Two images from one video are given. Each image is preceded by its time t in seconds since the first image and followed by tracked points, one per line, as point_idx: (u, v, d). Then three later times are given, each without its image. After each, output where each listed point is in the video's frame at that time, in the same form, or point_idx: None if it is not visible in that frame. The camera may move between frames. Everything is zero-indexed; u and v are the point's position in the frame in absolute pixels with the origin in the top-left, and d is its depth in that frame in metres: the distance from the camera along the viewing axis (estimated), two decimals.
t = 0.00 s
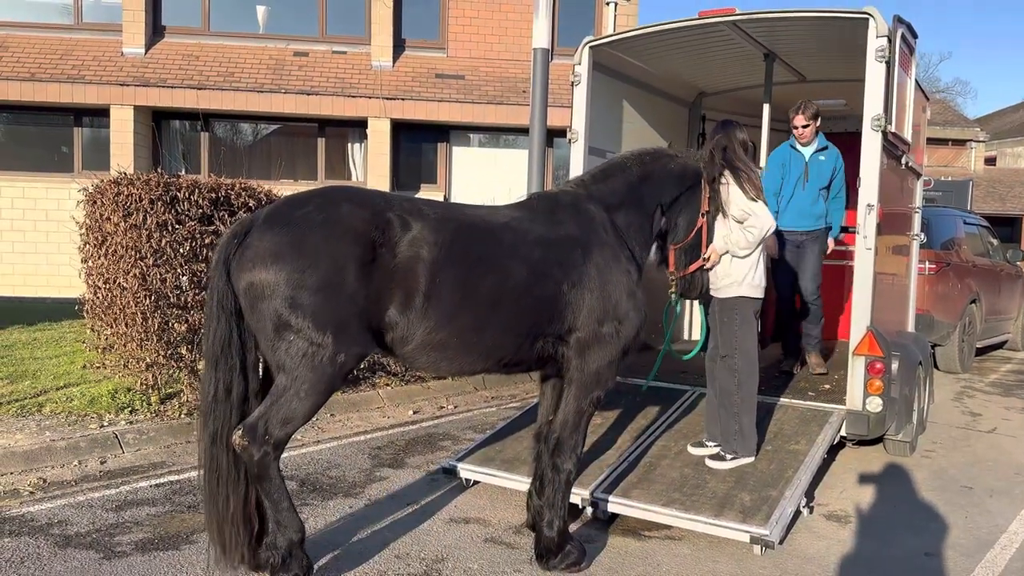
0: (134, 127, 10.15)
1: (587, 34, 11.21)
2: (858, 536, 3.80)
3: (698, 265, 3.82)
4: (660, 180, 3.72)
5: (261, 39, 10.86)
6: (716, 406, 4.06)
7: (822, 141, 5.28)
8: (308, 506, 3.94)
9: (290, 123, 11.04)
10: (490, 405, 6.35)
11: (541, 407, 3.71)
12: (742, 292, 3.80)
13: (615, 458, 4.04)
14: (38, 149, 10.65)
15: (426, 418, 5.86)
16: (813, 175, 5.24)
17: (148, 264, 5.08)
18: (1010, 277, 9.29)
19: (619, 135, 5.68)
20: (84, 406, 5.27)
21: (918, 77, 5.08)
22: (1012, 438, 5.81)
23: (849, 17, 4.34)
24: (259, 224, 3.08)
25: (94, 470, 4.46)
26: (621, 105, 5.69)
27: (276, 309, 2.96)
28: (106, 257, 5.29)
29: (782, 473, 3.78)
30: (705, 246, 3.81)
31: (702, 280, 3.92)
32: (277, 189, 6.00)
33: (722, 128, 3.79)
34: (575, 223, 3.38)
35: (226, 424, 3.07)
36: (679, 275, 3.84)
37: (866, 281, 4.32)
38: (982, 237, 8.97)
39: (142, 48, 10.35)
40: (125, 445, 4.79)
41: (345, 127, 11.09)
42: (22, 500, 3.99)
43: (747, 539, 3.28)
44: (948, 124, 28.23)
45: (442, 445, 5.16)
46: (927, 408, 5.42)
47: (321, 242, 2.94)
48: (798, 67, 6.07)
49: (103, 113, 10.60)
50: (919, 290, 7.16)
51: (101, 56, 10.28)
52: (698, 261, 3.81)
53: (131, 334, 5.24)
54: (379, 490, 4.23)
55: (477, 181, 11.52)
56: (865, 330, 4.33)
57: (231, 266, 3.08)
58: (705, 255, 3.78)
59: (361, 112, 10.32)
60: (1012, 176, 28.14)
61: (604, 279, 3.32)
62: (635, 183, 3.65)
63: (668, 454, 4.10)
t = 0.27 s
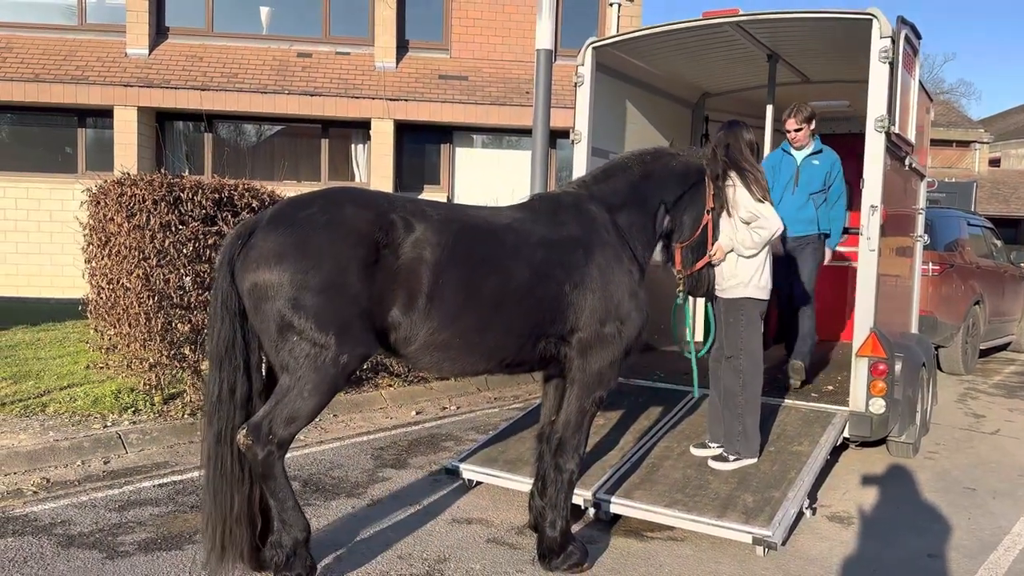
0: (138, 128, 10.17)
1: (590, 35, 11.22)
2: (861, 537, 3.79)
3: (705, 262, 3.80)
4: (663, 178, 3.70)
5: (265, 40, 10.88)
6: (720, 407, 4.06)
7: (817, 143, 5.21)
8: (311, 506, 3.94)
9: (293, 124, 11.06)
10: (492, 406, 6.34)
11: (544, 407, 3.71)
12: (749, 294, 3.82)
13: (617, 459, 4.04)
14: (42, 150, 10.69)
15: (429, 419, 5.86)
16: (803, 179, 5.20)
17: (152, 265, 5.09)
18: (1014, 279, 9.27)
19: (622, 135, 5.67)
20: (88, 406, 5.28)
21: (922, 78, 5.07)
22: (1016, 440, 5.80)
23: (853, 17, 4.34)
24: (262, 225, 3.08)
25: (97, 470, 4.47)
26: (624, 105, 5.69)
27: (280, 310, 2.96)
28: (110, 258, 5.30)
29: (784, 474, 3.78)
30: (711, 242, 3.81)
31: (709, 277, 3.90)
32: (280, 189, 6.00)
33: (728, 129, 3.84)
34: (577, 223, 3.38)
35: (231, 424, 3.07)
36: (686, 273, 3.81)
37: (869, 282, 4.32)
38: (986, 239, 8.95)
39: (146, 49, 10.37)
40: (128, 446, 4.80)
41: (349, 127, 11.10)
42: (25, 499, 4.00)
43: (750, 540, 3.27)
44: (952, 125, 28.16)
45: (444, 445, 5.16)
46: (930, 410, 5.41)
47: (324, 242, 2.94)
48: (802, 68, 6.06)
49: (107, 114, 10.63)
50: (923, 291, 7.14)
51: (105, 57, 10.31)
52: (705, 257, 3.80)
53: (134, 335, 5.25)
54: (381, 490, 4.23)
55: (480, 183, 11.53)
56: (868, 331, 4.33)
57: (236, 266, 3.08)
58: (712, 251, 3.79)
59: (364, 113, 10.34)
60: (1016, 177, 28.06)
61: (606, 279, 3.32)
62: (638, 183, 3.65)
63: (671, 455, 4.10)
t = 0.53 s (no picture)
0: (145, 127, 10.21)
1: (596, 34, 11.22)
2: (866, 537, 3.80)
3: (714, 259, 3.81)
4: (668, 177, 3.72)
5: (271, 40, 10.92)
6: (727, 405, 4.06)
7: (817, 133, 4.99)
8: (319, 504, 3.97)
9: (300, 124, 11.09)
10: (498, 405, 6.37)
11: (550, 405, 3.73)
12: (759, 294, 3.82)
13: (622, 458, 4.05)
14: (49, 149, 10.74)
15: (434, 417, 5.88)
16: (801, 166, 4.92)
17: (160, 264, 5.13)
18: (1020, 279, 9.24)
19: (628, 135, 5.69)
20: (96, 404, 5.32)
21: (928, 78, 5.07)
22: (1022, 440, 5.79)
23: (859, 17, 4.35)
24: (271, 224, 3.11)
25: (106, 467, 4.51)
26: (630, 105, 5.70)
27: (289, 308, 2.99)
28: (118, 256, 5.34)
29: (790, 473, 3.79)
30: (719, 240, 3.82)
31: (718, 274, 3.93)
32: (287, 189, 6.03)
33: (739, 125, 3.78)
34: (583, 223, 3.40)
35: (241, 420, 3.10)
36: (695, 271, 3.83)
37: (875, 282, 4.32)
38: (992, 239, 8.93)
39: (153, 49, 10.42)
40: (136, 443, 4.84)
41: (355, 127, 11.14)
42: (35, 496, 4.03)
43: (756, 539, 3.28)
44: (958, 124, 28.06)
45: (450, 444, 5.18)
46: (936, 410, 5.41)
47: (333, 241, 2.96)
48: (808, 68, 6.07)
49: (114, 114, 10.69)
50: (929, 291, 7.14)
51: (112, 57, 10.36)
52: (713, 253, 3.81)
53: (142, 333, 5.28)
54: (388, 488, 4.25)
55: (485, 182, 11.54)
56: (874, 331, 4.33)
57: (245, 265, 3.11)
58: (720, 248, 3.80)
59: (370, 112, 10.37)
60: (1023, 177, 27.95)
61: (612, 278, 3.33)
62: (643, 182, 3.66)
63: (676, 454, 4.11)
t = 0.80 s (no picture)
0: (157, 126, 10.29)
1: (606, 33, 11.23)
2: (876, 536, 3.81)
3: (727, 254, 3.82)
4: (678, 175, 3.73)
5: (283, 39, 10.98)
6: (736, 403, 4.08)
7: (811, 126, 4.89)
8: (331, 499, 4.02)
9: (311, 122, 11.16)
10: (508, 403, 6.41)
11: (560, 402, 3.76)
12: (775, 295, 3.87)
13: (632, 456, 4.08)
14: (63, 148, 10.85)
15: (445, 414, 5.93)
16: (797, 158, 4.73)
17: (174, 262, 5.18)
18: None
19: (638, 134, 5.70)
20: (111, 400, 5.39)
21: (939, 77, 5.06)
22: None
23: (870, 17, 4.35)
24: (286, 223, 3.15)
25: (120, 463, 4.57)
26: (640, 104, 5.71)
27: (303, 307, 3.03)
28: (133, 254, 5.40)
29: (799, 472, 3.80)
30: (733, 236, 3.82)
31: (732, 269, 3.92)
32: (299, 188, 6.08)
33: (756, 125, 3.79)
34: (593, 222, 3.42)
35: (254, 417, 3.15)
36: (710, 267, 3.83)
37: (886, 281, 4.33)
38: (1003, 238, 8.90)
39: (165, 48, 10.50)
40: (151, 439, 4.90)
41: (365, 126, 11.20)
42: (52, 491, 4.10)
43: (765, 537, 3.30)
44: (970, 122, 27.87)
45: (460, 441, 5.22)
46: (946, 409, 5.41)
47: (347, 241, 3.00)
48: (819, 67, 6.06)
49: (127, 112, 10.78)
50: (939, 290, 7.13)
51: (126, 56, 10.45)
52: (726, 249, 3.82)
53: (157, 330, 5.34)
54: (400, 485, 4.29)
55: (495, 180, 11.57)
56: (884, 330, 4.34)
57: (260, 264, 3.15)
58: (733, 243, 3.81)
59: (380, 111, 10.42)
60: None
61: (621, 277, 3.36)
62: (652, 181, 3.69)
63: (686, 452, 4.13)
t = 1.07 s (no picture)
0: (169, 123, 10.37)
1: (615, 29, 11.22)
2: (880, 532, 3.82)
3: (730, 249, 3.86)
4: (681, 171, 3.74)
5: (293, 36, 11.04)
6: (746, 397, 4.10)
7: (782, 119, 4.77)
8: (338, 492, 4.06)
9: (321, 120, 11.22)
10: (515, 399, 6.44)
11: (564, 397, 3.78)
12: (786, 296, 3.87)
13: (636, 451, 4.10)
14: (76, 145, 10.96)
15: (452, 410, 5.96)
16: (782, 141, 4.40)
17: (183, 258, 5.24)
18: None
19: (644, 131, 5.71)
20: (122, 394, 5.46)
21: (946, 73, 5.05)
22: None
23: (876, 13, 4.34)
24: (293, 221, 3.18)
25: (131, 456, 4.63)
26: (646, 101, 5.72)
27: (309, 303, 3.07)
28: (143, 250, 5.46)
29: (803, 467, 3.81)
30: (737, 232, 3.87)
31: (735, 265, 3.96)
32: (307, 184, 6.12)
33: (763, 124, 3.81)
34: (596, 219, 3.44)
35: (261, 411, 3.19)
36: (712, 262, 3.88)
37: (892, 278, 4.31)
38: (1015, 235, 8.83)
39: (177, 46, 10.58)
40: (161, 433, 4.96)
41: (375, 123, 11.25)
42: (64, 483, 4.17)
43: (768, 531, 3.31)
44: (984, 118, 27.61)
45: (467, 436, 5.25)
46: (954, 406, 5.39)
47: (352, 238, 3.04)
48: (827, 63, 6.04)
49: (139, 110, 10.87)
50: (949, 287, 7.09)
51: (137, 54, 10.53)
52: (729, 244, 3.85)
53: (167, 325, 5.40)
54: (406, 478, 4.34)
55: (503, 177, 11.58)
56: (889, 327, 4.32)
57: (268, 261, 3.19)
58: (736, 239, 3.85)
59: (390, 107, 10.45)
60: None
61: (623, 273, 3.38)
62: (655, 176, 3.70)
63: (690, 447, 4.14)
